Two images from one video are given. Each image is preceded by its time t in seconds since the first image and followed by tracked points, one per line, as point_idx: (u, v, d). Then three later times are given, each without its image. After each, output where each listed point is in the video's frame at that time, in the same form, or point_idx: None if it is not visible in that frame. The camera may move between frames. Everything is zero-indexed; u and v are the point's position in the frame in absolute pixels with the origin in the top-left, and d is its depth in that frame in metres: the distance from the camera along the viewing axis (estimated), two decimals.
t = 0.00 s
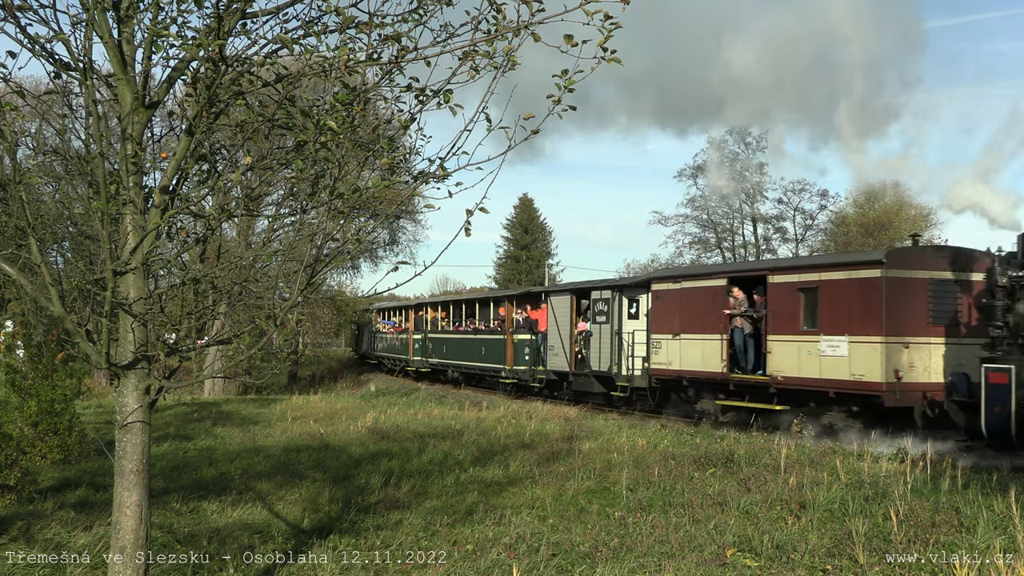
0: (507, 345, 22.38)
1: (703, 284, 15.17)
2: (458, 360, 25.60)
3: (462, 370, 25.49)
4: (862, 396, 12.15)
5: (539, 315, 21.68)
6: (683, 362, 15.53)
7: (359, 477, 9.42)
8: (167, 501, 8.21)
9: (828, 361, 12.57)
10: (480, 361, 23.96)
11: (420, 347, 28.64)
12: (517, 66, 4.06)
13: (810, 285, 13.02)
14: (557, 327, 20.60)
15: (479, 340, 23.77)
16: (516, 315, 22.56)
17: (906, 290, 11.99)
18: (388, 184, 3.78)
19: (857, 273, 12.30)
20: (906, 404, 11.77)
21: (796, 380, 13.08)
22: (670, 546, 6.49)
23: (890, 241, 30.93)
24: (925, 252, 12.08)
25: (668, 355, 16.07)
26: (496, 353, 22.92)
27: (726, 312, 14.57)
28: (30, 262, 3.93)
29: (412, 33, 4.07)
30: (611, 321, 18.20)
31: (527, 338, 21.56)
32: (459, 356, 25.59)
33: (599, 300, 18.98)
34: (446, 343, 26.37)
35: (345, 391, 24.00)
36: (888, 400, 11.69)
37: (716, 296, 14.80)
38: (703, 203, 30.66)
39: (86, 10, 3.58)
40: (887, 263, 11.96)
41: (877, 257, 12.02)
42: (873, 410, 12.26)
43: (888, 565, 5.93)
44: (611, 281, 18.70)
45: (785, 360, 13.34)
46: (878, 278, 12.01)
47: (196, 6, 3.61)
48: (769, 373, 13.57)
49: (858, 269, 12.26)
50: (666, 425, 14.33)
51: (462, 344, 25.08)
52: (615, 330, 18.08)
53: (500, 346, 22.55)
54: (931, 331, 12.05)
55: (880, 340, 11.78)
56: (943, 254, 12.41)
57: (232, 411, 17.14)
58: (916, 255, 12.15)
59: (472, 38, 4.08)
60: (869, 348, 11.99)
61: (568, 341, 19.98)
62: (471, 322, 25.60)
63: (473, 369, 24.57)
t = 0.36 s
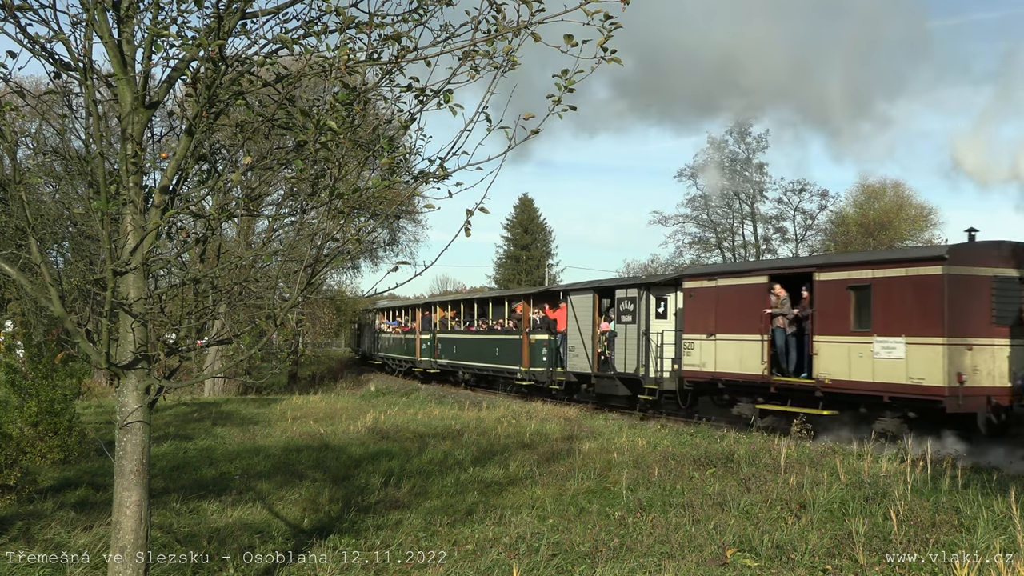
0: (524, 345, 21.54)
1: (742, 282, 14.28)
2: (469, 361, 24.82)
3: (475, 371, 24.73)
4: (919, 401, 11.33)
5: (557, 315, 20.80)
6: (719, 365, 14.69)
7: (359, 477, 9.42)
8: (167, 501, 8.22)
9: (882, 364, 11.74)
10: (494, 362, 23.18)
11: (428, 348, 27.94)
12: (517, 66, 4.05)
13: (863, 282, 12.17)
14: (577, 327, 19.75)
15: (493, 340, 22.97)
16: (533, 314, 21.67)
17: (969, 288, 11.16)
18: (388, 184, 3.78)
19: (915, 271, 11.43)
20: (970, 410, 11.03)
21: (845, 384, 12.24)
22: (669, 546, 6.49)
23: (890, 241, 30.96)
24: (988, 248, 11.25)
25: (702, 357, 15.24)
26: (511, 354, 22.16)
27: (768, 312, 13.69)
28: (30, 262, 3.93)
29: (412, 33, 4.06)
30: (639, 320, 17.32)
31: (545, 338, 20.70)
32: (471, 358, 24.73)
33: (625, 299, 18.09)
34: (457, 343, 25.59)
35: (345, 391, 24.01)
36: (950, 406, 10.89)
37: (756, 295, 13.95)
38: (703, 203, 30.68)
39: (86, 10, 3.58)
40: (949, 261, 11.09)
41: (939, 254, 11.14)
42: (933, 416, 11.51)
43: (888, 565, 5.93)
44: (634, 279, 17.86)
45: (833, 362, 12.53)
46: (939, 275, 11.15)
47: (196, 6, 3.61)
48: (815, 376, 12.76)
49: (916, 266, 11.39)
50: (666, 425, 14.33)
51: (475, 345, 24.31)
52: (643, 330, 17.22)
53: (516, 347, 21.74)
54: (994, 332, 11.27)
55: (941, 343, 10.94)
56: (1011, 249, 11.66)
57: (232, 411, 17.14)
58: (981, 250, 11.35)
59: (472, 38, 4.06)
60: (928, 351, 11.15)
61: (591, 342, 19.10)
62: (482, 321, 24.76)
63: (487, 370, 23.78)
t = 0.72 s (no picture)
0: (542, 346, 20.45)
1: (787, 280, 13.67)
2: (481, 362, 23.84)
3: (486, 373, 23.74)
4: (986, 406, 10.74)
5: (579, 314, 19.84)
6: (760, 366, 14.00)
7: (359, 477, 9.42)
8: (167, 501, 8.22)
9: (944, 366, 11.16)
10: (508, 364, 22.19)
11: (438, 348, 27.03)
12: (517, 66, 4.05)
13: (921, 280, 11.61)
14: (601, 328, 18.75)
15: (509, 341, 22.08)
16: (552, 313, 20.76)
17: None
18: (388, 184, 3.78)
19: (981, 268, 10.89)
20: None
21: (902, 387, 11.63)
22: (670, 546, 6.49)
23: (890, 242, 31.01)
24: None
25: (739, 358, 14.53)
26: (527, 355, 21.20)
27: (815, 311, 13.10)
28: (30, 262, 3.93)
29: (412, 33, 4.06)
30: (668, 321, 16.48)
31: (564, 339, 19.73)
32: (482, 359, 23.78)
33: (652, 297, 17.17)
34: (469, 344, 24.60)
35: (345, 391, 24.01)
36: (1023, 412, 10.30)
37: (802, 293, 13.36)
38: (703, 203, 30.71)
39: (86, 10, 3.58)
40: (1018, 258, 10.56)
41: (1008, 250, 10.62)
42: (999, 422, 10.85)
43: (888, 565, 5.93)
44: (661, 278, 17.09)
45: (887, 364, 11.92)
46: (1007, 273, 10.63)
47: (196, 6, 3.61)
48: (868, 379, 12.10)
49: (981, 263, 10.86)
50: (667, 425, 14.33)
51: (488, 346, 23.32)
52: (674, 331, 16.35)
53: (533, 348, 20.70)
54: None
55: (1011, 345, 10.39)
56: None
57: (232, 411, 17.15)
58: None
59: (472, 38, 4.07)
60: (996, 354, 10.59)
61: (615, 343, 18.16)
62: (496, 322, 23.76)
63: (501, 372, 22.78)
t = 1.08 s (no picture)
0: (562, 347, 19.80)
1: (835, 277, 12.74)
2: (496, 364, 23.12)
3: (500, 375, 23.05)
4: None
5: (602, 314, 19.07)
6: (805, 369, 13.08)
7: (359, 477, 9.42)
8: (167, 501, 8.22)
9: (1015, 369, 10.27)
10: (525, 365, 21.48)
11: (447, 349, 26.29)
12: (517, 66, 4.04)
13: (990, 276, 10.74)
14: (627, 328, 17.91)
15: (526, 341, 21.35)
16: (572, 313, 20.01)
17: None
18: (388, 184, 3.78)
19: None
20: None
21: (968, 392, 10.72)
22: (670, 546, 6.49)
23: (890, 242, 31.06)
24: None
25: (782, 361, 13.57)
26: (544, 356, 20.53)
27: (868, 310, 12.16)
28: (30, 262, 3.93)
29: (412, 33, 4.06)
30: (702, 320, 15.72)
31: (586, 339, 18.95)
32: (496, 360, 23.07)
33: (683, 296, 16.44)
34: (483, 344, 23.90)
35: (345, 391, 24.02)
36: None
37: (854, 289, 12.50)
38: (703, 203, 30.73)
39: (86, 10, 3.58)
40: None
41: None
42: None
43: (888, 565, 5.93)
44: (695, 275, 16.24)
45: (951, 366, 11.02)
46: None
47: (196, 6, 3.61)
48: (929, 382, 11.20)
49: None
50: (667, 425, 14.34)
51: (503, 347, 22.60)
52: (708, 331, 15.58)
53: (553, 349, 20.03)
54: None
55: None
56: None
57: (232, 411, 17.15)
58: None
59: (472, 38, 4.06)
60: None
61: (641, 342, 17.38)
62: (512, 322, 23.01)
63: (517, 374, 22.06)
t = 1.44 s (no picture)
0: (585, 348, 18.93)
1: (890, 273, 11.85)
2: (512, 365, 22.23)
3: (516, 376, 22.21)
4: None
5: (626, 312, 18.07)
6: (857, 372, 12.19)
7: (359, 477, 9.42)
8: (167, 501, 8.22)
9: None
10: (543, 367, 20.58)
11: (458, 350, 25.48)
12: (517, 66, 4.04)
13: None
14: (654, 328, 16.76)
15: (544, 342, 20.50)
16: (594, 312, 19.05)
17: None
18: (388, 184, 3.78)
19: None
20: None
21: None
22: (670, 546, 6.49)
23: (890, 242, 31.10)
24: None
25: (831, 363, 12.70)
26: (565, 357, 19.64)
27: (928, 310, 11.26)
28: (30, 262, 3.93)
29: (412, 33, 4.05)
30: (740, 320, 14.60)
31: (610, 340, 18.04)
32: (513, 362, 22.28)
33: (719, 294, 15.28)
34: (496, 345, 23.20)
35: (345, 391, 24.03)
36: None
37: (912, 287, 11.53)
38: (703, 203, 30.74)
39: (87, 10, 3.58)
40: None
41: None
42: None
43: (888, 565, 5.93)
44: (731, 272, 15.20)
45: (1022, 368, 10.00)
46: None
47: (196, 6, 3.61)
48: (999, 387, 10.22)
49: None
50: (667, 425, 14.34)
51: (519, 348, 21.74)
52: (746, 332, 14.49)
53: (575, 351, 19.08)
54: None
55: None
56: None
57: (232, 411, 17.15)
58: None
59: (473, 38, 4.06)
60: None
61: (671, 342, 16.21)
62: (528, 322, 22.08)
63: (534, 377, 21.16)
